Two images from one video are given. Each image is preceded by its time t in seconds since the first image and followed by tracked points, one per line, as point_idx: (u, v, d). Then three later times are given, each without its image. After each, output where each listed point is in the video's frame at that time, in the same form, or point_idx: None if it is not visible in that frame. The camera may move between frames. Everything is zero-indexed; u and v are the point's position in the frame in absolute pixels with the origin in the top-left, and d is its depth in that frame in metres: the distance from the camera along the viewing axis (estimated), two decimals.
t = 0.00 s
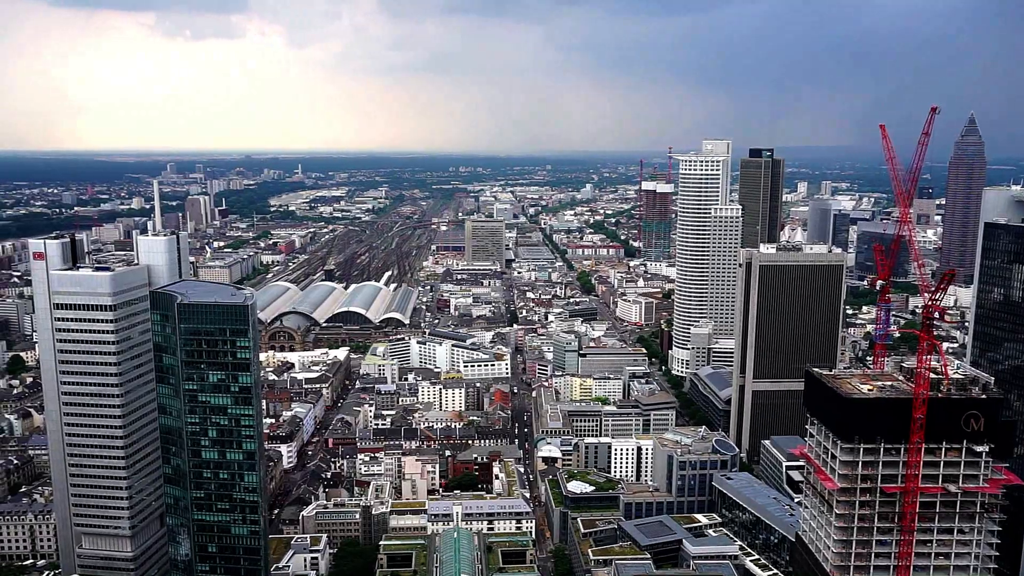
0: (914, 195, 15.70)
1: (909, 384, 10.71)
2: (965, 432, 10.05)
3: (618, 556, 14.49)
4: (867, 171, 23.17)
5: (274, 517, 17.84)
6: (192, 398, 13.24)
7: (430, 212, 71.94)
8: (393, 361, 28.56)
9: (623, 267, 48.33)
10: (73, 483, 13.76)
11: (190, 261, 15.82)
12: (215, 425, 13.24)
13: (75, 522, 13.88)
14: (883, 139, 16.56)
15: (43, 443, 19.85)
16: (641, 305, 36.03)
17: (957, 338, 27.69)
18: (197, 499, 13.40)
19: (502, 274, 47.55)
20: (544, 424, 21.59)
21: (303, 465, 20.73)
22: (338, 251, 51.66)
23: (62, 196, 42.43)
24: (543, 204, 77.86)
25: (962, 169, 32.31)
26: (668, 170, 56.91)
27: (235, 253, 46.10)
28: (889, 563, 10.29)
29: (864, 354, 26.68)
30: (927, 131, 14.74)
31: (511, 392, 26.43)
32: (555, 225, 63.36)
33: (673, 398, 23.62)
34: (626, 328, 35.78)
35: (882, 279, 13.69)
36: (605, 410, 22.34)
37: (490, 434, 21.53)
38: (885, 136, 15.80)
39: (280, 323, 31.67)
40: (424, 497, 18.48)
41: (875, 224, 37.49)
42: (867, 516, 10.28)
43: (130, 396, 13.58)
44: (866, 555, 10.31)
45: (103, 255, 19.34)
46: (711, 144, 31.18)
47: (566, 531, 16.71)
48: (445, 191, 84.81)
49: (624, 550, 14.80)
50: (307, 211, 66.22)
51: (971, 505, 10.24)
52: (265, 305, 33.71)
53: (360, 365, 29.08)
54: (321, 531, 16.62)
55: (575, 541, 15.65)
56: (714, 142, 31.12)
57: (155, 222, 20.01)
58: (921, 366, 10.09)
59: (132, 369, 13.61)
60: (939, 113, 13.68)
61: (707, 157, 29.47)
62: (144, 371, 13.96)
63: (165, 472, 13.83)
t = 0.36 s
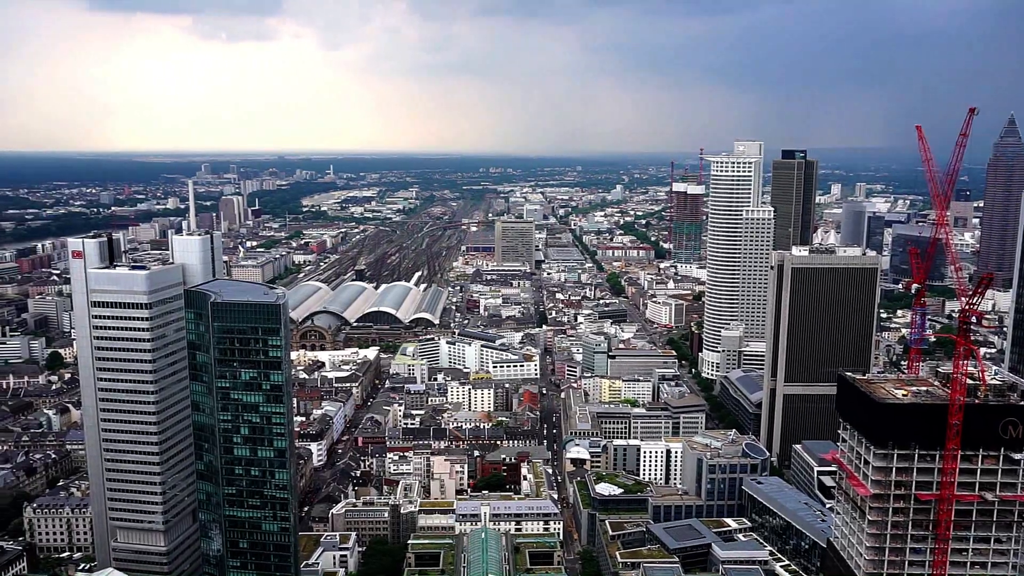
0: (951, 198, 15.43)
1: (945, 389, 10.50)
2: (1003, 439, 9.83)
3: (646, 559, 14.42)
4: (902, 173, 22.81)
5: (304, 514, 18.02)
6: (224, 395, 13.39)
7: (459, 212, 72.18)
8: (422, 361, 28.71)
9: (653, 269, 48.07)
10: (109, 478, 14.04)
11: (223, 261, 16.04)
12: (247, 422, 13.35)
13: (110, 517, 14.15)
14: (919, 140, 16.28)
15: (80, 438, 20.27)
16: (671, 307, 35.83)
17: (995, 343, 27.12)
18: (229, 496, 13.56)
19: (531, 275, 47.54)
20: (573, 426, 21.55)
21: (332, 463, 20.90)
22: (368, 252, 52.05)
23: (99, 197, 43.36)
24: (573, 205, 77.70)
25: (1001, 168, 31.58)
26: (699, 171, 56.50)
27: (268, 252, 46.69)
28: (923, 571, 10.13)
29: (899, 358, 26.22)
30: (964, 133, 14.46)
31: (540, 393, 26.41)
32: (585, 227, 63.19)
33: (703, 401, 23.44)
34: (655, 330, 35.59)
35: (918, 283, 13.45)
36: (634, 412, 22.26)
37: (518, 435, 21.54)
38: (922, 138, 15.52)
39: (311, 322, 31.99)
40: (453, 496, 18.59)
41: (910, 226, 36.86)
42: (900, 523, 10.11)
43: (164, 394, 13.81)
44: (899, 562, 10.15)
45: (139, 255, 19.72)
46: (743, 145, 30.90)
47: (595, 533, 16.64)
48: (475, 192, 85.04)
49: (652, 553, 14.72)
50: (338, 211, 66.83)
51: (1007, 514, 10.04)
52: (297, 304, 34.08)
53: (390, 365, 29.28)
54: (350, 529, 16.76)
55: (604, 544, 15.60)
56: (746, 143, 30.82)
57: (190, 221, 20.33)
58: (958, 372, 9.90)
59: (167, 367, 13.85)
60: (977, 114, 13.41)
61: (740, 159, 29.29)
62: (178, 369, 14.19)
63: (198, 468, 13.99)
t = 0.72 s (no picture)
0: (993, 200, 15.10)
1: (987, 395, 10.26)
2: None
3: (678, 563, 14.30)
4: (942, 174, 22.34)
5: (336, 513, 18.17)
6: (259, 394, 13.54)
7: (492, 214, 72.29)
8: (454, 362, 28.82)
9: (686, 271, 47.71)
10: (147, 475, 14.30)
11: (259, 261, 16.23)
12: (281, 421, 13.46)
13: (148, 512, 14.42)
14: (961, 140, 15.91)
15: (119, 434, 20.70)
16: (704, 309, 35.53)
17: None
18: (263, 493, 13.68)
19: (563, 276, 47.50)
20: (605, 428, 21.47)
21: (365, 463, 21.07)
22: (401, 254, 52.43)
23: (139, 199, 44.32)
24: (606, 206, 77.37)
25: None
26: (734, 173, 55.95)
27: (302, 253, 47.29)
28: None
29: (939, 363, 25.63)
30: (1008, 133, 14.09)
31: (572, 395, 26.35)
32: (618, 228, 62.94)
33: (737, 405, 23.17)
34: (689, 332, 35.32)
35: (959, 287, 13.17)
36: (667, 415, 22.10)
37: (550, 437, 21.50)
38: (963, 138, 15.16)
39: (345, 322, 32.30)
40: (484, 498, 18.62)
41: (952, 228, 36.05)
42: (939, 531, 9.90)
43: (200, 393, 14.02)
44: (939, 571, 9.93)
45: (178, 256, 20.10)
46: (779, 146, 30.53)
47: (626, 536, 16.57)
48: (508, 194, 85.22)
49: (684, 557, 14.61)
50: (372, 212, 67.44)
51: None
52: (331, 305, 34.46)
53: (422, 365, 29.45)
54: (382, 528, 16.84)
55: (635, 547, 15.53)
56: (782, 145, 30.41)
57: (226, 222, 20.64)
58: (1000, 378, 9.66)
59: (203, 366, 14.06)
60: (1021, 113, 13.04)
61: (774, 161, 29.15)
62: (214, 368, 14.40)
63: (233, 466, 14.15)
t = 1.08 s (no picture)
0: None
1: None
2: None
3: (709, 570, 14.15)
4: (984, 178, 21.88)
5: (368, 514, 18.28)
6: (293, 394, 13.68)
7: (525, 217, 72.31)
8: (486, 364, 28.87)
9: (721, 275, 47.26)
10: (183, 472, 14.54)
11: (294, 263, 16.40)
12: (314, 421, 13.58)
13: (184, 510, 14.66)
14: (1005, 143, 15.56)
15: (156, 433, 21.08)
16: (738, 314, 35.17)
17: None
18: (296, 493, 13.81)
19: (596, 280, 47.34)
20: (637, 433, 21.33)
21: (397, 464, 21.19)
22: (434, 257, 52.68)
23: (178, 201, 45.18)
24: (639, 210, 76.96)
25: None
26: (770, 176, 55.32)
27: (337, 255, 47.76)
28: None
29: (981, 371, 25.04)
30: None
31: (604, 399, 26.23)
32: (652, 232, 62.58)
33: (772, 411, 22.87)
34: (723, 337, 34.96)
35: (1002, 292, 12.85)
36: (700, 420, 21.89)
37: (582, 441, 21.41)
38: (1008, 140, 14.82)
39: (378, 324, 32.53)
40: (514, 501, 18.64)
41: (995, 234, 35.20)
42: (981, 543, 9.66)
43: (236, 392, 14.23)
44: None
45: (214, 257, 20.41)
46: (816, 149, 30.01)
47: (657, 542, 16.45)
48: (541, 197, 85.20)
49: (716, 564, 14.44)
50: (405, 214, 67.91)
51: None
52: (364, 307, 34.73)
53: (454, 367, 29.55)
54: (413, 530, 16.92)
55: (666, 553, 15.42)
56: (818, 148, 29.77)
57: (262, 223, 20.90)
58: None
59: (239, 366, 14.27)
60: None
61: (810, 164, 28.81)
62: (249, 367, 14.59)
63: (266, 465, 14.32)
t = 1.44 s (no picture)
0: None
1: None
2: None
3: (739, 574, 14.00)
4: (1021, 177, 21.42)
5: (396, 514, 18.35)
6: (321, 396, 13.76)
7: (551, 219, 72.23)
8: (513, 367, 28.89)
9: (749, 277, 46.85)
10: (213, 473, 14.70)
11: (322, 265, 16.54)
12: (341, 423, 13.65)
13: (214, 510, 14.82)
14: None
15: (187, 434, 21.38)
16: (767, 316, 34.82)
17: None
18: (324, 494, 13.89)
19: (623, 281, 47.16)
20: (664, 436, 21.19)
21: (423, 466, 21.27)
22: (461, 259, 52.85)
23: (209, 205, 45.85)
24: (667, 211, 76.59)
25: None
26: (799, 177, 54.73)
27: (364, 257, 48.12)
28: None
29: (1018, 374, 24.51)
30: None
31: (631, 402, 26.10)
32: (679, 233, 62.21)
33: (801, 414, 22.60)
34: (751, 340, 34.63)
35: None
36: (728, 423, 21.72)
37: (609, 444, 21.32)
38: None
39: (405, 326, 32.68)
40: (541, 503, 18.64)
41: None
42: (1018, 551, 9.45)
43: (265, 393, 14.36)
44: None
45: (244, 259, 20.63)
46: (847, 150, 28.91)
47: (685, 545, 16.34)
48: (568, 199, 85.10)
49: (745, 569, 14.31)
50: (432, 217, 68.21)
51: None
52: (392, 309, 34.95)
53: (480, 369, 29.60)
54: (440, 531, 16.95)
55: (694, 556, 15.38)
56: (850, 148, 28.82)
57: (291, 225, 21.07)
58: None
59: (268, 367, 14.41)
60: None
61: (842, 164, 28.62)
62: (278, 369, 14.72)
63: (295, 466, 14.42)
